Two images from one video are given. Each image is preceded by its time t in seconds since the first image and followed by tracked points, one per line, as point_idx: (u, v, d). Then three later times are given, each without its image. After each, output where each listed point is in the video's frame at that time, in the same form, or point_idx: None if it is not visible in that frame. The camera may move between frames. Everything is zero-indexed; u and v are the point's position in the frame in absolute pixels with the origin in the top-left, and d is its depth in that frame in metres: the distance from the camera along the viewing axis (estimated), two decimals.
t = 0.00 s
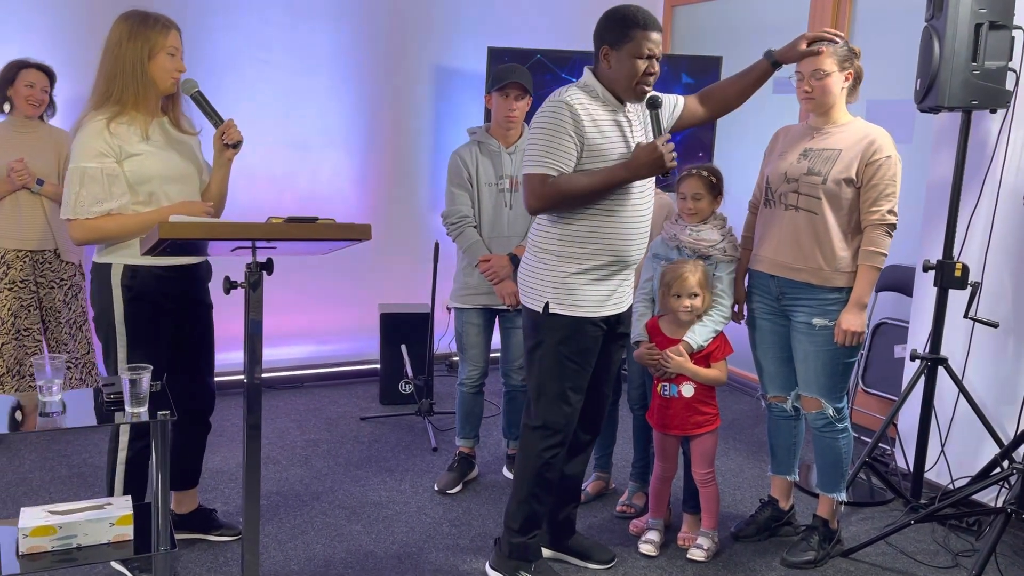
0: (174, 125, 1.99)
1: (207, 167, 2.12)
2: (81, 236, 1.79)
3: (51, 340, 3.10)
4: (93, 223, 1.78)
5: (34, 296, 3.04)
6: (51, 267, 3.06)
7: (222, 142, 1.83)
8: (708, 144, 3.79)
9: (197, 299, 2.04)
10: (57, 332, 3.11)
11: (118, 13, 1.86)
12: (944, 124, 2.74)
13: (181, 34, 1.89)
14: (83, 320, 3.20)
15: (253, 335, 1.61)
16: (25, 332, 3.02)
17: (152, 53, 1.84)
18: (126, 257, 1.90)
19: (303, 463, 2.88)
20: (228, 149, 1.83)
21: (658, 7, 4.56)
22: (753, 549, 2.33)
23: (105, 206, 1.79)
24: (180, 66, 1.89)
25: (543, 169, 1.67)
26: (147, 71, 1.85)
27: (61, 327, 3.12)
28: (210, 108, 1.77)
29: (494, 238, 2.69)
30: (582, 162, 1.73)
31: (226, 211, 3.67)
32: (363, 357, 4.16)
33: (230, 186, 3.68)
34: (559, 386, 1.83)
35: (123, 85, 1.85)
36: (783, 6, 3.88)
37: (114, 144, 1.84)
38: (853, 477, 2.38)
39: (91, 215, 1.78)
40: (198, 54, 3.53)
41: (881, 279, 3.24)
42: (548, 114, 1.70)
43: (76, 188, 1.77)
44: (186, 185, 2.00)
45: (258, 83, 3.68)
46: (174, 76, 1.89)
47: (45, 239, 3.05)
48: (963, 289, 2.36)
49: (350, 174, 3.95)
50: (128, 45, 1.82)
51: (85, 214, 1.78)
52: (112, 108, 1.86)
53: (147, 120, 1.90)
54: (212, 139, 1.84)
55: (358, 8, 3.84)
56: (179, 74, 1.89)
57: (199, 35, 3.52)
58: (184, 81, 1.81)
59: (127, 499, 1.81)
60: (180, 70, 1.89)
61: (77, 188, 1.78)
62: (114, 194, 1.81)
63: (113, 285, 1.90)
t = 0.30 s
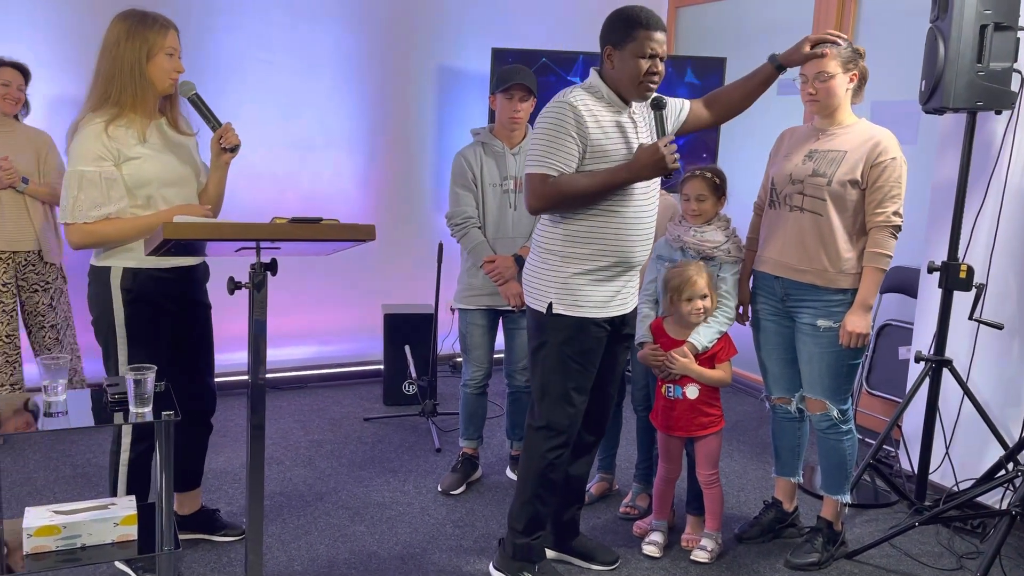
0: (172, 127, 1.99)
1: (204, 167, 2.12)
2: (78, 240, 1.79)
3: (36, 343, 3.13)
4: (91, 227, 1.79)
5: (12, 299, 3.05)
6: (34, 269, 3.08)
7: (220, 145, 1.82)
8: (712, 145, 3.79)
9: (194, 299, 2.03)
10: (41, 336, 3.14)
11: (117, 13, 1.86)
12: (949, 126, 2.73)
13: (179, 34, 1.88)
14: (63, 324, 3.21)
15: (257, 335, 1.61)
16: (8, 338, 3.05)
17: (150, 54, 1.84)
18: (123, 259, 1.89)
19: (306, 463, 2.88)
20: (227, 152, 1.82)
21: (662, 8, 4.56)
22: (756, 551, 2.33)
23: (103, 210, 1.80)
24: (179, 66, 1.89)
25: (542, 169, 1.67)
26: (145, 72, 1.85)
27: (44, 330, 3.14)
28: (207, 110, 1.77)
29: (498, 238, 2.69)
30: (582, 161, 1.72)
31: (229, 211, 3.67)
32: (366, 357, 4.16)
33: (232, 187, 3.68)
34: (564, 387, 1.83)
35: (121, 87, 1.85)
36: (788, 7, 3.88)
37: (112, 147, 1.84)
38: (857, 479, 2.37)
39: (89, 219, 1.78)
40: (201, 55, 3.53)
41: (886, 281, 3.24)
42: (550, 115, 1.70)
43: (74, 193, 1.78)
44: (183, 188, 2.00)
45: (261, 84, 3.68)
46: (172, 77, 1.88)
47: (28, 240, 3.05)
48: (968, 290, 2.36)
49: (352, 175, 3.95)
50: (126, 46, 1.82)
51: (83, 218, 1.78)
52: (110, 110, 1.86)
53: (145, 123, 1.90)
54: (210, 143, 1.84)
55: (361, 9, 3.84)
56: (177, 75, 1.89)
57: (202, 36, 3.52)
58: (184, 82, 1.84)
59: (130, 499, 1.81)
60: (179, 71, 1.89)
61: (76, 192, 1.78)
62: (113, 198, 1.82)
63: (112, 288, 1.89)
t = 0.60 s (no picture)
0: (174, 128, 1.99)
1: (208, 169, 2.12)
2: (81, 243, 1.80)
3: (30, 347, 3.10)
4: (92, 230, 1.79)
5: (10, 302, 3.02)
6: (32, 269, 3.06)
7: (223, 147, 1.81)
8: (715, 147, 3.79)
9: (200, 300, 2.04)
10: (34, 338, 3.10)
11: (119, 15, 1.86)
12: (952, 128, 2.73)
13: (182, 36, 1.88)
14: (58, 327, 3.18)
15: (260, 337, 1.61)
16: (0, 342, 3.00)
17: (152, 56, 1.84)
18: (125, 261, 1.90)
19: (309, 465, 2.88)
20: (229, 154, 1.82)
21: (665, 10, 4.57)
22: (759, 553, 2.33)
23: (105, 213, 1.80)
24: (181, 68, 1.88)
25: (539, 171, 1.68)
26: (147, 75, 1.85)
27: (37, 333, 3.10)
28: (210, 111, 1.76)
29: (500, 240, 2.69)
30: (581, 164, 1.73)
31: (232, 213, 3.68)
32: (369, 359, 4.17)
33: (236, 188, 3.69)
34: (567, 389, 1.83)
35: (123, 90, 1.85)
36: (791, 9, 3.87)
37: (113, 150, 1.85)
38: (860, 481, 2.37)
39: (91, 222, 1.79)
40: (204, 56, 3.53)
41: (889, 283, 3.24)
42: (548, 118, 1.71)
43: (75, 196, 1.78)
44: (186, 191, 2.00)
45: (263, 85, 3.69)
46: (175, 79, 1.88)
47: (27, 243, 3.03)
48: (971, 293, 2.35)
49: (355, 176, 3.96)
50: (128, 49, 1.82)
51: (84, 221, 1.78)
52: (112, 113, 1.86)
53: (146, 125, 1.91)
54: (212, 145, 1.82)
55: (364, 11, 3.85)
56: (179, 77, 1.88)
57: (205, 37, 3.53)
58: (187, 85, 1.83)
59: (132, 501, 1.81)
60: (181, 73, 1.88)
61: (77, 196, 1.78)
62: (115, 200, 1.81)
63: (115, 290, 1.90)
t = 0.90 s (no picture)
0: (184, 130, 2.00)
1: (218, 172, 2.13)
2: (91, 242, 1.81)
3: (33, 346, 3.11)
4: (101, 229, 1.80)
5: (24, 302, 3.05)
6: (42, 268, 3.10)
7: (230, 148, 1.83)
8: (716, 149, 3.79)
9: (211, 303, 2.05)
10: (39, 338, 3.12)
11: (128, 21, 1.88)
12: (953, 131, 2.73)
13: (190, 39, 1.90)
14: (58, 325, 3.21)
15: (261, 338, 1.62)
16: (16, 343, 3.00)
17: (161, 59, 1.85)
18: (134, 259, 1.90)
19: (310, 466, 2.89)
20: (238, 155, 1.85)
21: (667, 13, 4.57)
22: (760, 555, 2.33)
23: (114, 212, 1.81)
24: (190, 71, 1.89)
25: (527, 170, 1.71)
26: (156, 78, 1.86)
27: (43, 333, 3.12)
28: (219, 113, 1.80)
29: (501, 242, 2.69)
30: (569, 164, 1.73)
31: (235, 214, 3.69)
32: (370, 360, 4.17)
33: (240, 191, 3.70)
34: (562, 389, 1.85)
35: (133, 93, 1.87)
36: (792, 11, 3.88)
37: (123, 151, 1.86)
38: (861, 483, 2.37)
39: (100, 221, 1.80)
40: (206, 58, 3.54)
41: (890, 285, 3.24)
42: (541, 118, 1.74)
43: (86, 196, 1.79)
44: (195, 191, 2.00)
45: (265, 87, 3.69)
46: (184, 82, 1.89)
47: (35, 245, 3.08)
48: (972, 295, 2.35)
49: (357, 177, 3.96)
50: (138, 52, 1.84)
51: (94, 221, 1.79)
52: (122, 115, 1.87)
53: (156, 127, 1.91)
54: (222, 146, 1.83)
55: (366, 13, 3.85)
56: (188, 79, 1.89)
57: (207, 39, 3.53)
58: (197, 88, 1.87)
59: (135, 502, 1.82)
60: (190, 75, 1.89)
61: (88, 195, 1.79)
62: (124, 200, 1.83)
63: (125, 289, 1.90)
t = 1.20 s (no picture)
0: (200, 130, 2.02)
1: (233, 173, 2.12)
2: (110, 240, 1.82)
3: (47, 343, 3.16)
4: (120, 227, 1.81)
5: (39, 300, 3.10)
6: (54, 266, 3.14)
7: (245, 147, 1.82)
8: (718, 152, 3.79)
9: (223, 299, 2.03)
10: (52, 335, 3.16)
11: (144, 25, 1.89)
12: (954, 133, 2.73)
13: (205, 41, 1.90)
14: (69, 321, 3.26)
15: (263, 339, 1.62)
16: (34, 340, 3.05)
17: (177, 61, 1.86)
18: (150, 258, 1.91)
19: (312, 467, 2.89)
20: (252, 154, 1.83)
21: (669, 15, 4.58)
22: (761, 558, 2.33)
23: (132, 210, 1.82)
24: (205, 72, 1.90)
25: (509, 166, 1.74)
26: (173, 79, 1.87)
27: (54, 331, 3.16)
28: (234, 113, 1.76)
29: (502, 244, 2.69)
30: (553, 164, 1.74)
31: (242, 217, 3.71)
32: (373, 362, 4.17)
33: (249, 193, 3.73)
34: (536, 386, 1.87)
35: (149, 93, 1.88)
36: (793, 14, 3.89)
37: (141, 150, 1.86)
38: (862, 485, 2.37)
39: (118, 219, 1.81)
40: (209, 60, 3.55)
41: (891, 287, 3.24)
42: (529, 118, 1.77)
43: (105, 193, 1.81)
44: (211, 190, 1.99)
45: (268, 89, 3.70)
46: (199, 83, 1.90)
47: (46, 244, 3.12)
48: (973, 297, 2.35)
49: (360, 178, 3.97)
50: (154, 54, 1.85)
51: (113, 218, 1.81)
52: (140, 116, 1.88)
53: (174, 127, 1.92)
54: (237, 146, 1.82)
55: (368, 15, 3.86)
56: (204, 80, 1.90)
57: (209, 41, 3.54)
58: (211, 86, 1.83)
59: (137, 503, 1.83)
60: (206, 77, 1.90)
61: (106, 193, 1.81)
62: (142, 198, 1.84)
63: (141, 287, 1.91)
